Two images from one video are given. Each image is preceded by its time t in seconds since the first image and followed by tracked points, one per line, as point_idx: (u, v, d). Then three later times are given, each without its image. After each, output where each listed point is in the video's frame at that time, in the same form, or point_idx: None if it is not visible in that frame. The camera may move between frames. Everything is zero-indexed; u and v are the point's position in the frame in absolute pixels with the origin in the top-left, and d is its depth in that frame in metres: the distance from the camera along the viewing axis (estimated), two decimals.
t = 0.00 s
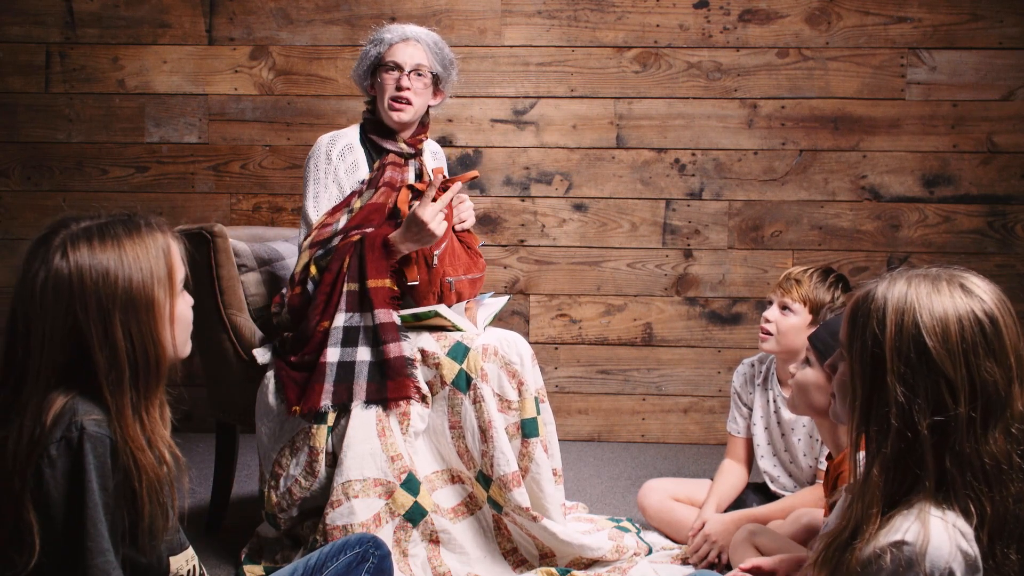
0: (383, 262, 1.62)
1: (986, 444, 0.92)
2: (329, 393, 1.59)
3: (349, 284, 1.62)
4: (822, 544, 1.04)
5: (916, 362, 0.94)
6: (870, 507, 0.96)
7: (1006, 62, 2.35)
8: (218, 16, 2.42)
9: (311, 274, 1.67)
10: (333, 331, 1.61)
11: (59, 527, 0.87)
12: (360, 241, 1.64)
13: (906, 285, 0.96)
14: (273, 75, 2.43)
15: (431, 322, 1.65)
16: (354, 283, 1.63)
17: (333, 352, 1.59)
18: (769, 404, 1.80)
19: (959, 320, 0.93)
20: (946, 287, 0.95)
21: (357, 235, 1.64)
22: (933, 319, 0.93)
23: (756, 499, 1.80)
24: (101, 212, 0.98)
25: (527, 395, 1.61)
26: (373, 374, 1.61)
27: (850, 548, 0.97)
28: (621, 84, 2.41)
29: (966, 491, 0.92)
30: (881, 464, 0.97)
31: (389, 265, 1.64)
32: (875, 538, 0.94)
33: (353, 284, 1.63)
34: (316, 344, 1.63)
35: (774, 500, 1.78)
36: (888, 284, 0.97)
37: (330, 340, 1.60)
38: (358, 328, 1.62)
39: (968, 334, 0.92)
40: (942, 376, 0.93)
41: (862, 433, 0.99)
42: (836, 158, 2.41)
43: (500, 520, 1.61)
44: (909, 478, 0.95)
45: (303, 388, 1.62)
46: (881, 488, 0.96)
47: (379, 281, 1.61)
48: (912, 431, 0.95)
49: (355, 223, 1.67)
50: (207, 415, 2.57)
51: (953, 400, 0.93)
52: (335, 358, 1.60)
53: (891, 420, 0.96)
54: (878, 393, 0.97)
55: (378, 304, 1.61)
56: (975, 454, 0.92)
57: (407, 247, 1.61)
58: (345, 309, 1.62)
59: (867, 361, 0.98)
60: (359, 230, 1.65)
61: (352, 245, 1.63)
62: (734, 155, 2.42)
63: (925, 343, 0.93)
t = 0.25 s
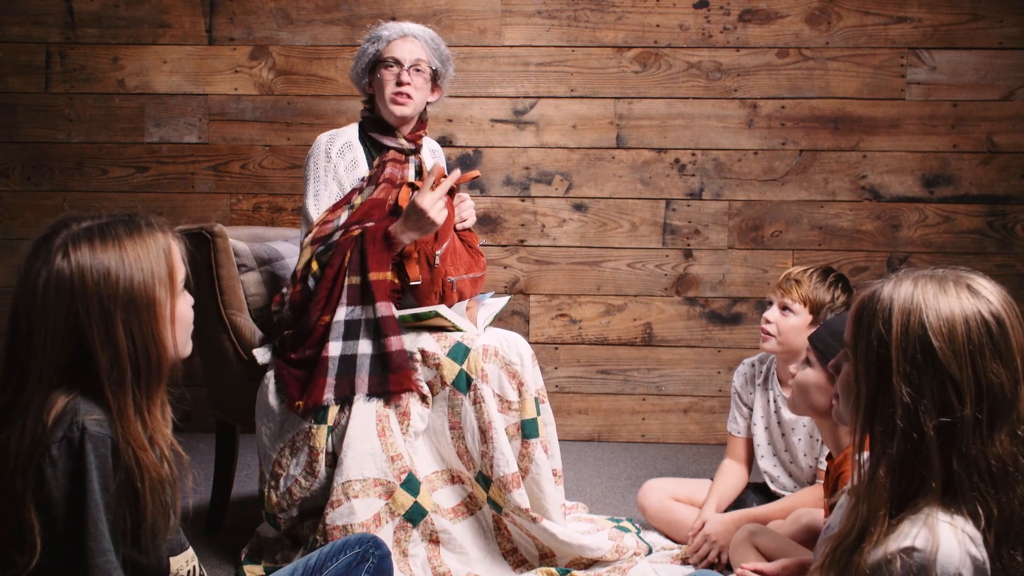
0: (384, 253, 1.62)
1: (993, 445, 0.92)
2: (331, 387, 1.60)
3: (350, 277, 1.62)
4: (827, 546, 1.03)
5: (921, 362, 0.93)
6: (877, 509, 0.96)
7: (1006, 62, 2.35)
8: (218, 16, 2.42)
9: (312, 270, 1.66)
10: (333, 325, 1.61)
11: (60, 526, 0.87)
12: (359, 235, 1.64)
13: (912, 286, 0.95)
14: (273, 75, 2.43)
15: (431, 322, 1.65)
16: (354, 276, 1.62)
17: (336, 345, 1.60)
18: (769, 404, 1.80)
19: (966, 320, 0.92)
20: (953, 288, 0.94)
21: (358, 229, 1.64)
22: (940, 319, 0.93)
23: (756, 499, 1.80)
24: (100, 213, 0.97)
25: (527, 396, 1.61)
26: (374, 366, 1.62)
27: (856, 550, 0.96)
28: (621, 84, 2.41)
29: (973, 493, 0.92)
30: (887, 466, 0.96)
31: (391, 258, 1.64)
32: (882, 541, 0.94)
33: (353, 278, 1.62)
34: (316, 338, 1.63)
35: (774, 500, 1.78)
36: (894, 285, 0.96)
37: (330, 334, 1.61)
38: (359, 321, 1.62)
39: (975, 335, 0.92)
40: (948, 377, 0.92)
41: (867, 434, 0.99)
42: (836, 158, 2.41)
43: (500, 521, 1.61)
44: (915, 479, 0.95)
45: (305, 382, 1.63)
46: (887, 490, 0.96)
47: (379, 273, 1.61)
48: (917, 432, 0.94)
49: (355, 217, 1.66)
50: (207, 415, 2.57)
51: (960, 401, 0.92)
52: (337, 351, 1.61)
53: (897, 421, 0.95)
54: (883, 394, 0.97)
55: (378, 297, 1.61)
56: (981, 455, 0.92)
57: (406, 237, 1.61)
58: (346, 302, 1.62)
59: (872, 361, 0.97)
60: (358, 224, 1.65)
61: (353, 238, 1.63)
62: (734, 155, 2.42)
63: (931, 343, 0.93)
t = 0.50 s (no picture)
0: (401, 220, 1.61)
1: (996, 444, 0.90)
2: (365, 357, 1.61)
3: (367, 249, 1.60)
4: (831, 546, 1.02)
5: (927, 358, 0.92)
6: (881, 507, 0.95)
7: (1006, 62, 2.35)
8: (217, 16, 2.42)
9: (326, 252, 1.64)
10: (357, 296, 1.60)
11: (58, 527, 0.87)
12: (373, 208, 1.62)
13: (919, 285, 0.95)
14: (273, 75, 2.43)
15: (431, 323, 1.69)
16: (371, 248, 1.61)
17: (363, 315, 1.60)
18: (769, 404, 1.80)
19: (972, 318, 0.91)
20: (960, 286, 0.93)
21: (369, 203, 1.62)
22: (946, 317, 0.92)
23: (756, 498, 1.80)
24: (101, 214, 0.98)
25: (527, 395, 1.61)
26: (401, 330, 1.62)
27: (859, 549, 0.95)
28: (621, 84, 2.41)
29: (975, 491, 0.91)
30: (891, 463, 0.95)
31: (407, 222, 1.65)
32: (886, 540, 0.93)
33: (371, 248, 1.60)
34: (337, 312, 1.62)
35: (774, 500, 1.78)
36: (900, 284, 0.96)
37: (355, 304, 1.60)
38: (381, 289, 1.61)
39: (980, 333, 0.91)
40: (953, 373, 0.91)
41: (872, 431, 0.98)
42: (836, 158, 2.41)
43: (500, 520, 1.62)
44: (918, 478, 0.94)
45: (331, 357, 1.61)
46: (891, 486, 0.95)
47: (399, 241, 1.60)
48: (921, 429, 0.93)
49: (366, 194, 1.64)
50: (207, 415, 2.57)
51: (964, 399, 0.91)
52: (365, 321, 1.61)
53: (901, 418, 0.95)
54: (888, 391, 0.96)
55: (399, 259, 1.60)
56: (983, 454, 0.91)
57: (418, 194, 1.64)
58: (367, 272, 1.60)
59: (878, 358, 0.97)
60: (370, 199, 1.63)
61: (365, 212, 1.61)
62: (734, 155, 2.42)
63: (936, 340, 0.92)
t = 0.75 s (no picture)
0: (399, 186, 1.61)
1: (1001, 447, 0.89)
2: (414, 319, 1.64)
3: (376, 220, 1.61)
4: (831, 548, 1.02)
5: (934, 360, 0.91)
6: (885, 508, 0.94)
7: (1006, 62, 2.35)
8: (217, 16, 2.42)
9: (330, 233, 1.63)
10: (382, 267, 1.61)
11: (55, 527, 0.87)
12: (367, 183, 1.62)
13: (926, 287, 0.93)
14: (273, 75, 2.43)
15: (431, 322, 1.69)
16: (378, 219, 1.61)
17: (397, 283, 1.62)
18: (770, 404, 1.80)
19: (980, 320, 0.90)
20: (968, 288, 0.92)
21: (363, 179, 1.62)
22: (953, 319, 0.91)
23: (756, 498, 1.80)
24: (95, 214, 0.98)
25: (527, 394, 1.62)
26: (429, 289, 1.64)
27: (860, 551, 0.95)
28: (621, 84, 2.41)
29: (979, 495, 0.90)
30: (895, 465, 0.94)
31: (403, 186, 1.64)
32: (889, 542, 0.92)
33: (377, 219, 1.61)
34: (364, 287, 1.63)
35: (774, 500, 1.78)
36: (907, 285, 0.95)
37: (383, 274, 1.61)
38: (399, 254, 1.62)
39: (988, 334, 0.90)
40: (960, 376, 0.90)
41: (876, 433, 0.97)
42: (836, 158, 2.41)
43: (501, 520, 1.62)
44: (922, 480, 0.93)
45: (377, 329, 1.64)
46: (895, 488, 0.94)
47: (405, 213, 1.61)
48: (926, 431, 0.93)
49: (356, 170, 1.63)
50: (207, 415, 2.57)
51: (970, 401, 0.90)
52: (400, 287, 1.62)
53: (906, 420, 0.93)
54: (893, 393, 0.95)
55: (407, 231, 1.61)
56: (988, 457, 0.90)
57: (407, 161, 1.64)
58: (383, 243, 1.61)
59: (883, 360, 0.95)
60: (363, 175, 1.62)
61: (363, 188, 1.61)
62: (734, 155, 2.42)
63: (944, 341, 0.91)
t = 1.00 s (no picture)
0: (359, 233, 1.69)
1: (1007, 450, 0.85)
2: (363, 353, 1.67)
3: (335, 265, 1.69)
4: (833, 550, 0.98)
5: (939, 362, 0.87)
6: (889, 511, 0.91)
7: (1006, 62, 2.35)
8: (217, 16, 2.42)
9: (290, 267, 1.72)
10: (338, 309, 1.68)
11: (49, 529, 0.84)
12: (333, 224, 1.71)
13: (934, 287, 0.89)
14: (273, 75, 2.43)
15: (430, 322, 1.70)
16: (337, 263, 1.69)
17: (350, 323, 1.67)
18: (771, 404, 1.79)
19: (988, 321, 0.86)
20: (977, 289, 0.87)
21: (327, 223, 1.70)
22: (961, 321, 0.86)
23: (756, 498, 1.80)
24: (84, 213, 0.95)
25: (525, 391, 1.62)
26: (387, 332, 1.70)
27: (863, 554, 0.92)
28: (621, 84, 2.41)
29: (983, 498, 0.86)
30: (899, 467, 0.90)
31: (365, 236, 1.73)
32: (892, 544, 0.89)
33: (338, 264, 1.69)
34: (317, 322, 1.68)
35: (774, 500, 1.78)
36: (914, 285, 0.91)
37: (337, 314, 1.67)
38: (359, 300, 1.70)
39: (996, 337, 0.85)
40: (965, 378, 0.86)
41: (881, 434, 0.93)
42: (836, 158, 2.41)
43: (501, 519, 1.62)
44: (927, 483, 0.89)
45: (334, 361, 1.69)
46: (899, 490, 0.90)
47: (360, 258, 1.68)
48: (932, 433, 0.88)
49: (324, 210, 1.74)
50: (207, 416, 2.57)
51: (975, 403, 0.86)
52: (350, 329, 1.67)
53: (911, 421, 0.90)
54: (899, 394, 0.91)
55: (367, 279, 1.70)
56: (993, 461, 0.86)
57: (370, 207, 1.71)
58: (342, 286, 1.69)
59: (888, 361, 0.92)
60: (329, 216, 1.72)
61: (326, 232, 1.69)
62: (734, 155, 2.42)
63: (950, 343, 0.86)
